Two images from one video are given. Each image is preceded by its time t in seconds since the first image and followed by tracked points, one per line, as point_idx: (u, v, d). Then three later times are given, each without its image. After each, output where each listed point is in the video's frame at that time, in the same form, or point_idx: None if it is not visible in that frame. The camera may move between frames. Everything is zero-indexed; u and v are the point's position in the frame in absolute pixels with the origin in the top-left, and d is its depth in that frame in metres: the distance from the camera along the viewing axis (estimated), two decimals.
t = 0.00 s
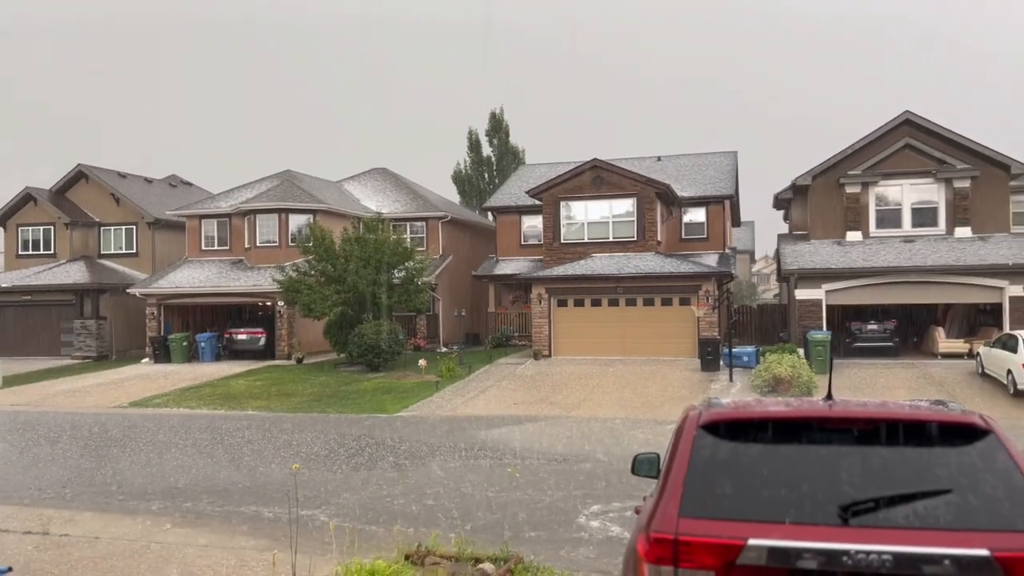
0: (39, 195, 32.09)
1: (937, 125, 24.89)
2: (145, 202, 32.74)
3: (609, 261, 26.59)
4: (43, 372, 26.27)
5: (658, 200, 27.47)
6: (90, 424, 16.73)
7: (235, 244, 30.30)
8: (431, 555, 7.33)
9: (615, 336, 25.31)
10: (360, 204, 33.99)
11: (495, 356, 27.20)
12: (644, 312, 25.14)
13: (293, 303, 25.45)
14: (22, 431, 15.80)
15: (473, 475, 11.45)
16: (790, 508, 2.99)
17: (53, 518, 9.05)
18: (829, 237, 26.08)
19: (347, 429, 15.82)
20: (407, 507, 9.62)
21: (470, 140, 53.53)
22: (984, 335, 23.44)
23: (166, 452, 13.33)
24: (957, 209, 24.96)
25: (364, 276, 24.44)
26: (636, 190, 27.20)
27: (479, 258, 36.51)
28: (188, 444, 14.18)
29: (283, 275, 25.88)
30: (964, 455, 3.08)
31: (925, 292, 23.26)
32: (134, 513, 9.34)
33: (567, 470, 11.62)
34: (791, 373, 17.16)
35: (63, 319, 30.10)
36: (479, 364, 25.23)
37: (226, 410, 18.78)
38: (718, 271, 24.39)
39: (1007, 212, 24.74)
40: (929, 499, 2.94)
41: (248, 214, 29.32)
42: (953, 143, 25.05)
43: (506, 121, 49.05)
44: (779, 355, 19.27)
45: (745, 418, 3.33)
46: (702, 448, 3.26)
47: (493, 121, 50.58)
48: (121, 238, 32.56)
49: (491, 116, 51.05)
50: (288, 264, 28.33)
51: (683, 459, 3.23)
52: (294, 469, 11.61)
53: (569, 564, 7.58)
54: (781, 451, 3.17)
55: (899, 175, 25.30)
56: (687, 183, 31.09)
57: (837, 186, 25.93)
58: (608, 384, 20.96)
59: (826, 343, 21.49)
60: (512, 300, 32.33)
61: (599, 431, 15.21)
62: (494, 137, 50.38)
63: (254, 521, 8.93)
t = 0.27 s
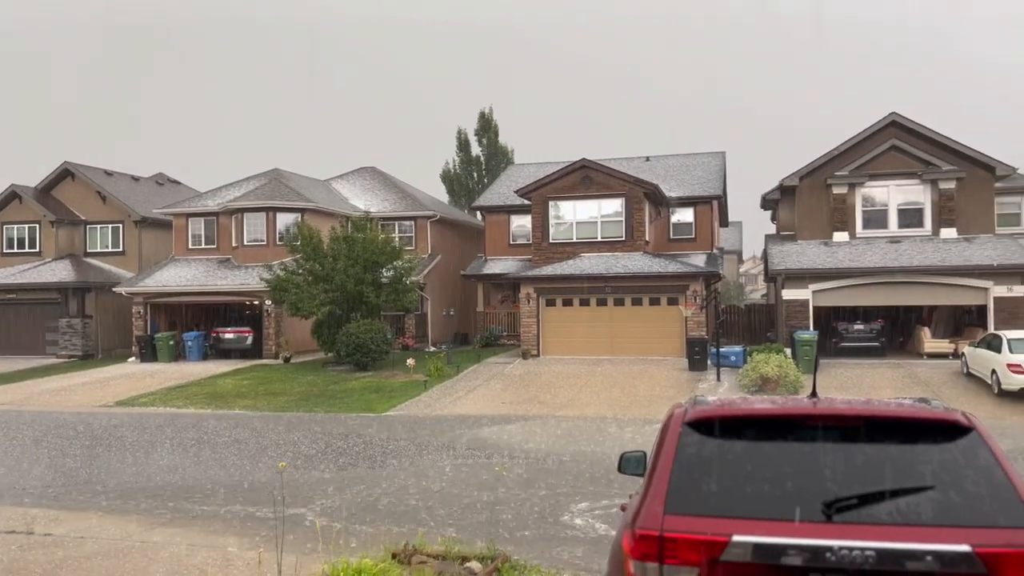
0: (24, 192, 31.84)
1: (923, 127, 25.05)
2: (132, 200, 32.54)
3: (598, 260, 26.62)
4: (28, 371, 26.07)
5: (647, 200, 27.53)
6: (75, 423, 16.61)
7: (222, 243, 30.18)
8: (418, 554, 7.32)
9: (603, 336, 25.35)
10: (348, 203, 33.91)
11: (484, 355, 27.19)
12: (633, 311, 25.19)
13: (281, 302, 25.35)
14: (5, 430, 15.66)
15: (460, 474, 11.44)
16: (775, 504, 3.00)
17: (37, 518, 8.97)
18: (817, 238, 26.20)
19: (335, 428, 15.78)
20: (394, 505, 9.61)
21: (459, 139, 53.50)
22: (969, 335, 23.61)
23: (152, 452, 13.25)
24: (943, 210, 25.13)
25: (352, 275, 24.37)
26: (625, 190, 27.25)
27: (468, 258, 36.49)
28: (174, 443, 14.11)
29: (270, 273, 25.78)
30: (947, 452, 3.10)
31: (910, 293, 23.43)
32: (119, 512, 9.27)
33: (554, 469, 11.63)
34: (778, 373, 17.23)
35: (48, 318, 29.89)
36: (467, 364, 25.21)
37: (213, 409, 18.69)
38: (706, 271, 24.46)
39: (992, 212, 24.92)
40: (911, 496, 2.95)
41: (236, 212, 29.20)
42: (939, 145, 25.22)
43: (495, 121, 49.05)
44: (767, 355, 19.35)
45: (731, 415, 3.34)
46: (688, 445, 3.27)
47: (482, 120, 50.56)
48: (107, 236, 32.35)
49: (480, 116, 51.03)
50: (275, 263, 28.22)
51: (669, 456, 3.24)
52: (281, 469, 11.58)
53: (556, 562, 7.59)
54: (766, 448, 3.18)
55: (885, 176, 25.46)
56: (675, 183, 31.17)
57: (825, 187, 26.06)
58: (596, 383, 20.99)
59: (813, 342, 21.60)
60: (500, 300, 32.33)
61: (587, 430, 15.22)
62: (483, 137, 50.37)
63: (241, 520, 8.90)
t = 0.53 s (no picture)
0: (10, 190, 31.59)
1: (910, 128, 25.21)
2: (119, 198, 32.35)
3: (587, 260, 26.65)
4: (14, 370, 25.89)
5: (636, 200, 27.57)
6: (61, 422, 16.49)
7: (210, 241, 30.05)
8: (406, 552, 7.31)
9: (592, 335, 25.37)
10: (337, 202, 33.83)
11: (473, 355, 27.18)
12: (622, 311, 25.22)
13: (269, 301, 25.27)
14: None
15: (449, 473, 11.43)
16: (763, 499, 3.01)
17: (22, 517, 8.90)
18: (805, 238, 26.30)
19: (323, 427, 15.73)
20: (382, 504, 9.59)
21: (449, 139, 53.45)
22: (955, 335, 23.77)
23: (139, 450, 13.18)
24: (930, 211, 25.28)
25: (341, 273, 24.31)
26: (614, 190, 27.29)
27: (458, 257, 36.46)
28: (160, 442, 14.04)
29: (258, 272, 25.70)
30: (934, 447, 3.12)
31: (899, 293, 23.58)
32: (106, 511, 9.21)
33: (543, 468, 11.64)
34: (766, 372, 17.31)
35: (34, 317, 29.67)
36: (456, 363, 25.19)
37: (200, 408, 18.60)
38: (695, 270, 24.52)
39: (978, 213, 25.09)
40: (898, 490, 2.97)
41: (224, 210, 29.08)
42: (926, 146, 25.39)
43: (485, 121, 49.03)
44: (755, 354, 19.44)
45: (719, 411, 3.35)
46: (676, 440, 3.28)
47: (471, 120, 50.54)
48: (94, 234, 32.15)
49: (469, 115, 51.01)
50: (263, 262, 28.12)
51: (657, 451, 3.25)
52: (268, 467, 11.54)
53: (544, 561, 7.60)
54: (755, 443, 3.19)
55: (873, 177, 25.60)
56: (664, 184, 31.25)
57: (813, 187, 26.16)
58: (585, 382, 21.02)
59: (801, 342, 21.70)
60: (490, 299, 32.32)
61: (575, 430, 15.23)
62: (473, 137, 50.34)
63: (228, 519, 8.87)
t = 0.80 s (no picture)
0: None
1: (898, 130, 25.33)
2: (106, 197, 32.16)
3: (577, 260, 26.66)
4: None
5: (626, 201, 27.61)
6: (46, 421, 16.36)
7: (199, 241, 29.92)
8: (395, 551, 7.28)
9: (582, 335, 25.39)
10: (326, 201, 33.74)
11: (462, 355, 27.16)
12: (611, 311, 25.25)
13: (257, 300, 25.16)
14: None
15: (438, 473, 11.40)
16: (752, 494, 3.01)
17: (6, 516, 8.82)
18: (794, 238, 26.39)
19: (311, 427, 15.67)
20: (370, 503, 9.55)
21: (439, 139, 53.41)
22: (942, 335, 23.90)
23: (126, 450, 13.09)
24: (918, 212, 25.41)
25: (330, 273, 24.24)
26: (604, 191, 27.32)
27: (447, 257, 36.42)
28: (148, 441, 13.95)
29: (247, 271, 25.60)
30: (923, 443, 3.12)
31: (888, 293, 23.69)
32: (91, 510, 9.14)
33: (532, 468, 11.63)
34: (755, 372, 17.38)
35: (21, 316, 29.45)
36: (446, 363, 25.15)
37: (188, 408, 18.49)
38: (684, 271, 24.58)
39: (966, 215, 25.24)
40: (886, 485, 2.97)
41: (213, 209, 28.95)
42: (914, 148, 25.52)
43: (475, 121, 49.03)
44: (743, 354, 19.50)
45: (708, 407, 3.35)
46: (665, 436, 3.28)
47: (461, 120, 50.53)
48: (82, 233, 31.95)
49: (459, 115, 50.99)
50: (252, 261, 28.01)
51: (646, 447, 3.25)
52: (257, 466, 11.49)
53: (533, 559, 7.58)
54: (744, 439, 3.19)
55: (861, 178, 25.72)
56: (654, 184, 31.31)
57: (802, 188, 26.25)
58: (575, 382, 21.03)
59: (790, 342, 21.78)
60: (479, 299, 32.29)
61: (564, 429, 15.23)
62: (462, 137, 50.33)
63: (216, 518, 8.82)
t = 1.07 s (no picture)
0: None
1: (887, 132, 25.46)
2: (95, 196, 31.98)
3: (567, 261, 26.69)
4: None
5: (616, 201, 27.64)
6: (34, 421, 16.26)
7: (187, 240, 29.79)
8: (384, 551, 7.27)
9: (572, 336, 25.40)
10: (316, 201, 33.67)
11: (452, 355, 27.14)
12: (601, 312, 25.28)
13: (246, 300, 25.07)
14: None
15: (427, 473, 11.39)
16: (741, 493, 3.01)
17: None
18: (783, 240, 26.48)
19: (301, 427, 15.62)
20: (359, 504, 9.52)
21: (429, 139, 53.37)
22: (930, 336, 24.04)
23: (113, 450, 13.02)
24: (906, 214, 25.55)
25: (320, 273, 24.18)
26: (594, 191, 27.34)
27: (437, 257, 36.39)
28: (136, 441, 13.87)
29: (235, 271, 25.51)
30: (911, 442, 3.13)
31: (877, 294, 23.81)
32: (78, 511, 9.09)
33: (522, 468, 11.63)
34: (745, 373, 17.45)
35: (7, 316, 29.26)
36: (435, 363, 25.12)
37: (177, 408, 18.40)
38: (674, 272, 24.63)
39: (954, 216, 25.38)
40: (874, 484, 2.98)
41: (201, 209, 28.82)
42: (903, 150, 25.65)
43: (465, 121, 49.01)
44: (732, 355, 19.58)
45: (697, 405, 3.36)
46: (654, 435, 3.28)
47: (452, 120, 50.49)
48: (69, 233, 31.76)
49: (450, 115, 50.96)
50: (241, 261, 27.90)
51: (636, 445, 3.26)
52: (245, 467, 11.45)
53: (522, 559, 7.58)
54: (733, 437, 3.19)
55: (850, 180, 25.83)
56: (644, 185, 31.37)
57: (791, 190, 26.35)
58: (565, 383, 21.05)
59: (779, 343, 21.87)
60: (470, 299, 32.27)
61: (555, 430, 15.24)
62: (453, 137, 50.31)
63: (204, 518, 8.77)
